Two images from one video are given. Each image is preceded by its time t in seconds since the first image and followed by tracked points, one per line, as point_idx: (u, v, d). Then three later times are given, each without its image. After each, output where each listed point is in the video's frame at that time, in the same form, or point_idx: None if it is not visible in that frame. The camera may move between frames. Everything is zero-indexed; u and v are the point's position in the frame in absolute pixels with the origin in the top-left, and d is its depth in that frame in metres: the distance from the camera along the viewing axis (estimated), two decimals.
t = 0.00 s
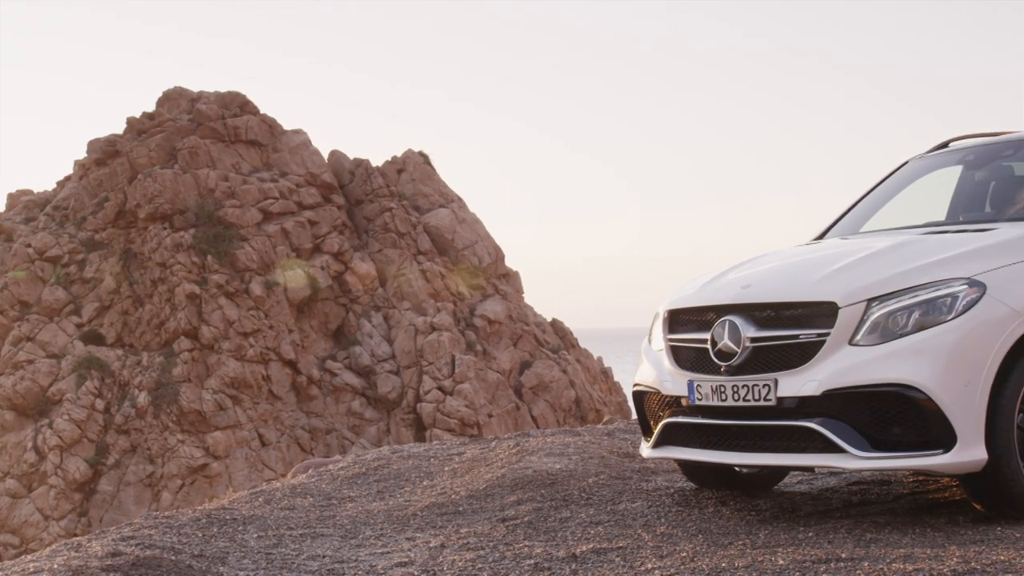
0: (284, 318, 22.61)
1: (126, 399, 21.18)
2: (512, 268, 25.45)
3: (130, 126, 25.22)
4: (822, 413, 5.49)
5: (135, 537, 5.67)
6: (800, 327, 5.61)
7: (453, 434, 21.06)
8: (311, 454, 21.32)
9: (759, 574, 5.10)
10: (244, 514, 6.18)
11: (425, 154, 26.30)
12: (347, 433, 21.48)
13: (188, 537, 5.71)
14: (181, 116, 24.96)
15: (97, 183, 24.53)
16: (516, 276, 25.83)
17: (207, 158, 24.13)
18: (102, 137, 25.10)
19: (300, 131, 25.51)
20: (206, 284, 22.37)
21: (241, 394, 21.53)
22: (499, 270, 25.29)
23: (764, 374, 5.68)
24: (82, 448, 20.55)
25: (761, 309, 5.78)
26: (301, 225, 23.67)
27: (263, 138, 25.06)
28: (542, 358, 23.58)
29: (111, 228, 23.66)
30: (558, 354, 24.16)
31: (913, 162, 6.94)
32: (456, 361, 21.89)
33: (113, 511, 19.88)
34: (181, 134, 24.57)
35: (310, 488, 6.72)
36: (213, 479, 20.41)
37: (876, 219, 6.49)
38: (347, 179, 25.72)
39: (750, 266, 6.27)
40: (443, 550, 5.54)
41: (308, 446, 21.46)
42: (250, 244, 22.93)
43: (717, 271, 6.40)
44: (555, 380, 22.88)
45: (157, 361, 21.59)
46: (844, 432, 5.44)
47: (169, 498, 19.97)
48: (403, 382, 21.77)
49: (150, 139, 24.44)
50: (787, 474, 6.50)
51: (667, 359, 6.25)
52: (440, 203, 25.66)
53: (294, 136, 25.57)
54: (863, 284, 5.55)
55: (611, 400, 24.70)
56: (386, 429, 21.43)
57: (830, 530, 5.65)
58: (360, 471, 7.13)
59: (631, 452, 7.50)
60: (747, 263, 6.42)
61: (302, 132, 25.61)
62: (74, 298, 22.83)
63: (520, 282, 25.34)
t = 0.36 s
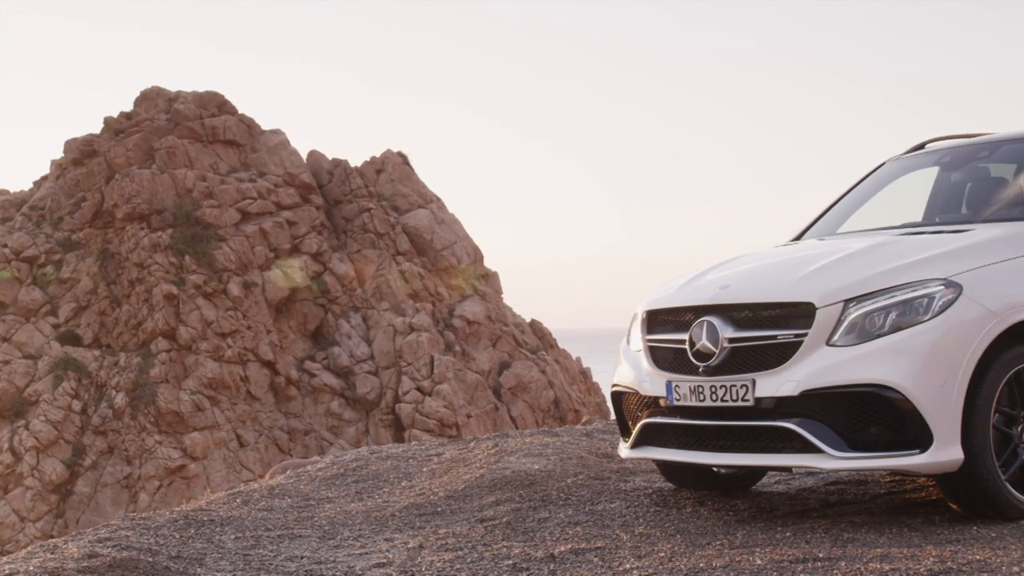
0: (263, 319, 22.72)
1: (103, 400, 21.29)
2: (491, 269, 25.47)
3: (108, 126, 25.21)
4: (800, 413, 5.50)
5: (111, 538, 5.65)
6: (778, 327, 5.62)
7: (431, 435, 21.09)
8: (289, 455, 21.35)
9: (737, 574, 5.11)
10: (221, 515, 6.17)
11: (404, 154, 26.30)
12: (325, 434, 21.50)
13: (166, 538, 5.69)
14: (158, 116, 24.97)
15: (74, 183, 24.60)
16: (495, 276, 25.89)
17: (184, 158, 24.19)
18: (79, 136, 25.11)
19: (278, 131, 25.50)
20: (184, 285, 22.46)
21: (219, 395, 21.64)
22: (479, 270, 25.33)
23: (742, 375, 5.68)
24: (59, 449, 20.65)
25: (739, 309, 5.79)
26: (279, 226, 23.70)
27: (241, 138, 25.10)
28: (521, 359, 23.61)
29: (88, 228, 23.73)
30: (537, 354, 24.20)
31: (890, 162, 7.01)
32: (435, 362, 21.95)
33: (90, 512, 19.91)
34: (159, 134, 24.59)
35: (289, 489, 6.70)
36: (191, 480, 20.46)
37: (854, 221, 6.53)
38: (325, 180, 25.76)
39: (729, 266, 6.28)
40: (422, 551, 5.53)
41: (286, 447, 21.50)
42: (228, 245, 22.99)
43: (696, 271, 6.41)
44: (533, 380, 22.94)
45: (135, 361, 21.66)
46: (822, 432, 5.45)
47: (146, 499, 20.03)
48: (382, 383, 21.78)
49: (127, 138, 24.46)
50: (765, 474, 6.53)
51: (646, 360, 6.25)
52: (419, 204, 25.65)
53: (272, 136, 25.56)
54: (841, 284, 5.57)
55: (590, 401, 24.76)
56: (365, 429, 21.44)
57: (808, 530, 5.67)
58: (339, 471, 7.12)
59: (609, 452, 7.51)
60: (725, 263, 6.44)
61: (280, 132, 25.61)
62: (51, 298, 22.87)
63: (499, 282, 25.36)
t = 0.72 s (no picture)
0: (239, 319, 23.31)
1: (78, 401, 21.81)
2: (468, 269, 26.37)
3: (82, 126, 25.77)
4: (776, 414, 5.51)
5: (86, 540, 5.62)
6: (754, 328, 5.63)
7: (408, 435, 21.67)
8: (265, 455, 21.97)
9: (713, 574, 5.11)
10: (198, 517, 6.15)
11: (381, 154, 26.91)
12: (302, 434, 22.19)
13: (141, 539, 5.67)
14: (134, 116, 25.59)
15: (49, 183, 25.18)
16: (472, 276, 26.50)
17: (161, 158, 24.83)
18: (54, 137, 25.65)
19: (255, 132, 26.13)
20: (160, 285, 23.06)
21: (196, 396, 22.32)
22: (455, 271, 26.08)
23: (718, 375, 5.68)
24: (34, 450, 21.18)
25: (715, 310, 5.79)
26: (256, 226, 24.26)
27: (217, 138, 25.75)
28: (497, 360, 24.16)
29: (63, 228, 24.39)
30: (514, 355, 24.77)
31: (865, 163, 7.11)
32: (412, 363, 22.51)
33: (65, 513, 20.47)
34: (134, 134, 25.25)
35: (265, 489, 6.70)
36: (166, 481, 21.06)
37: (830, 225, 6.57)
38: (302, 181, 26.39)
39: (705, 267, 6.29)
40: (399, 551, 5.52)
41: (262, 447, 22.09)
42: (204, 245, 23.54)
43: (672, 271, 6.42)
44: (511, 381, 23.43)
45: (110, 362, 22.24)
46: (797, 432, 5.46)
47: (122, 500, 20.57)
48: (359, 384, 22.37)
49: (103, 139, 25.07)
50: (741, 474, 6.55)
51: (623, 360, 6.25)
52: (396, 204, 26.31)
53: (248, 137, 26.22)
54: (816, 285, 5.59)
55: (566, 401, 25.32)
56: (341, 429, 22.02)
57: (783, 530, 5.68)
58: (316, 472, 7.11)
59: (586, 452, 7.52)
60: (701, 264, 6.45)
61: (256, 133, 26.24)
62: (26, 299, 23.48)
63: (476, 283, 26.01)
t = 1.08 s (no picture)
0: (214, 320, 23.48)
1: (52, 402, 22.00)
2: (444, 270, 26.50)
3: (57, 126, 25.93)
4: (750, 414, 5.52)
5: (59, 541, 5.59)
6: (729, 329, 5.64)
7: (384, 436, 21.92)
8: (240, 456, 22.22)
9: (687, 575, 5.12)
10: (172, 518, 6.13)
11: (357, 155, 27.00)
12: (278, 435, 22.39)
13: (115, 541, 5.64)
14: (109, 116, 25.75)
15: (23, 183, 25.39)
16: (447, 276, 26.74)
17: (136, 159, 25.01)
18: (28, 136, 25.86)
19: (230, 132, 26.34)
20: (135, 286, 23.24)
21: (170, 397, 22.49)
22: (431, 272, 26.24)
23: (693, 376, 5.69)
24: (7, 451, 21.40)
25: (690, 310, 5.79)
26: (231, 227, 24.42)
27: (193, 138, 25.92)
28: (473, 361, 24.51)
29: (37, 228, 24.59)
30: (490, 356, 25.09)
31: (843, 166, 7.15)
32: (389, 364, 22.90)
33: (38, 515, 20.58)
34: (109, 134, 25.42)
35: (239, 491, 6.67)
36: (141, 482, 21.21)
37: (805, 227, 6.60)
38: (278, 181, 26.54)
39: (680, 268, 6.30)
40: (374, 553, 5.51)
41: (238, 448, 22.35)
42: (179, 245, 23.69)
43: (647, 272, 6.43)
44: (486, 382, 23.86)
45: (84, 363, 22.42)
46: (772, 433, 5.48)
47: (96, 502, 20.75)
48: (335, 385, 22.60)
49: (77, 139, 25.22)
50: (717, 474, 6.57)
51: (598, 361, 6.25)
52: (372, 205, 26.38)
53: (223, 137, 26.38)
54: (791, 286, 5.60)
55: (542, 402, 25.65)
56: (317, 430, 22.27)
57: (758, 530, 5.70)
58: (291, 473, 7.09)
59: (561, 453, 7.54)
60: (676, 265, 6.46)
61: (232, 133, 26.48)
62: None
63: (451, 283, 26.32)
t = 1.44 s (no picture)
0: (189, 320, 23.62)
1: (26, 403, 22.09)
2: (421, 270, 26.64)
3: (31, 125, 25.79)
4: (726, 414, 5.53)
5: (32, 543, 5.56)
6: (705, 329, 5.64)
7: (360, 437, 22.05)
8: (216, 457, 22.32)
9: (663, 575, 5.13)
10: (146, 519, 6.10)
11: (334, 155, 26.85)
12: (254, 436, 22.55)
13: (89, 543, 5.61)
14: (83, 116, 25.64)
15: None
16: (425, 277, 26.82)
17: (110, 158, 24.95)
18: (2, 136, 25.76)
19: (206, 132, 26.35)
20: (110, 286, 23.32)
21: (145, 398, 22.62)
22: (408, 272, 26.34)
23: (669, 377, 5.69)
24: None
25: (666, 311, 5.80)
26: (207, 228, 24.50)
27: (168, 138, 25.89)
28: (450, 361, 24.65)
29: (11, 228, 24.59)
30: (466, 356, 25.31)
31: (819, 168, 7.18)
32: (364, 364, 23.07)
33: (12, 517, 20.67)
34: (83, 133, 25.34)
35: (215, 493, 6.63)
36: (116, 483, 21.30)
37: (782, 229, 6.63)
38: (254, 181, 26.48)
39: (656, 269, 6.31)
40: (350, 554, 5.50)
41: (213, 449, 22.48)
42: (154, 245, 23.77)
43: (623, 272, 6.44)
44: (463, 382, 24.08)
45: (59, 364, 22.46)
46: (748, 433, 5.49)
47: (71, 503, 20.84)
48: (312, 385, 22.76)
49: (51, 138, 25.09)
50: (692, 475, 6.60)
51: (574, 361, 6.26)
52: (348, 205, 26.38)
53: (199, 137, 26.33)
54: (766, 287, 5.61)
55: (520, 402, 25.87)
56: (293, 431, 22.41)
57: (734, 530, 5.71)
58: (266, 474, 7.07)
59: (538, 454, 7.55)
60: (652, 266, 6.48)
61: (207, 133, 26.47)
62: None
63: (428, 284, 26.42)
